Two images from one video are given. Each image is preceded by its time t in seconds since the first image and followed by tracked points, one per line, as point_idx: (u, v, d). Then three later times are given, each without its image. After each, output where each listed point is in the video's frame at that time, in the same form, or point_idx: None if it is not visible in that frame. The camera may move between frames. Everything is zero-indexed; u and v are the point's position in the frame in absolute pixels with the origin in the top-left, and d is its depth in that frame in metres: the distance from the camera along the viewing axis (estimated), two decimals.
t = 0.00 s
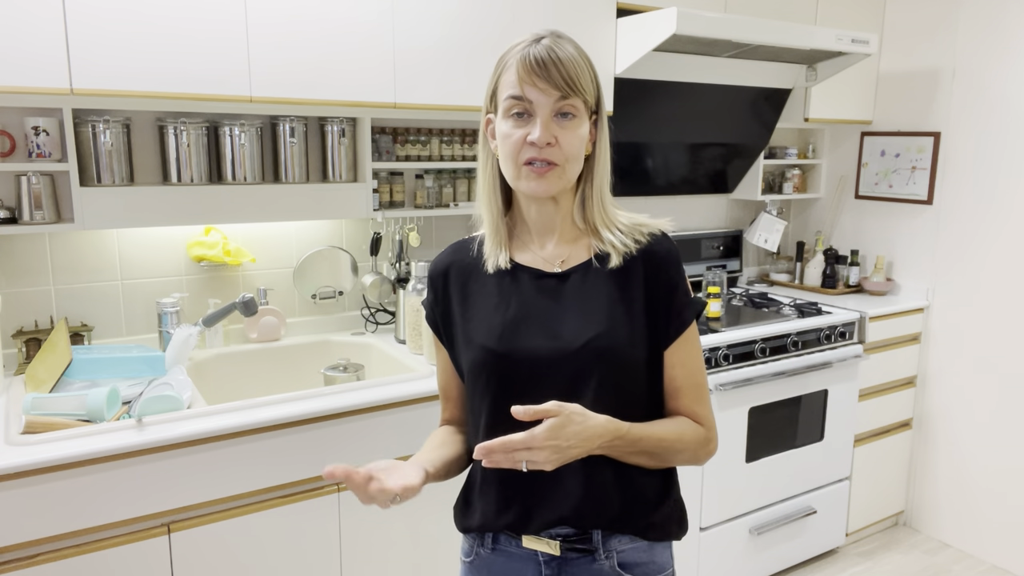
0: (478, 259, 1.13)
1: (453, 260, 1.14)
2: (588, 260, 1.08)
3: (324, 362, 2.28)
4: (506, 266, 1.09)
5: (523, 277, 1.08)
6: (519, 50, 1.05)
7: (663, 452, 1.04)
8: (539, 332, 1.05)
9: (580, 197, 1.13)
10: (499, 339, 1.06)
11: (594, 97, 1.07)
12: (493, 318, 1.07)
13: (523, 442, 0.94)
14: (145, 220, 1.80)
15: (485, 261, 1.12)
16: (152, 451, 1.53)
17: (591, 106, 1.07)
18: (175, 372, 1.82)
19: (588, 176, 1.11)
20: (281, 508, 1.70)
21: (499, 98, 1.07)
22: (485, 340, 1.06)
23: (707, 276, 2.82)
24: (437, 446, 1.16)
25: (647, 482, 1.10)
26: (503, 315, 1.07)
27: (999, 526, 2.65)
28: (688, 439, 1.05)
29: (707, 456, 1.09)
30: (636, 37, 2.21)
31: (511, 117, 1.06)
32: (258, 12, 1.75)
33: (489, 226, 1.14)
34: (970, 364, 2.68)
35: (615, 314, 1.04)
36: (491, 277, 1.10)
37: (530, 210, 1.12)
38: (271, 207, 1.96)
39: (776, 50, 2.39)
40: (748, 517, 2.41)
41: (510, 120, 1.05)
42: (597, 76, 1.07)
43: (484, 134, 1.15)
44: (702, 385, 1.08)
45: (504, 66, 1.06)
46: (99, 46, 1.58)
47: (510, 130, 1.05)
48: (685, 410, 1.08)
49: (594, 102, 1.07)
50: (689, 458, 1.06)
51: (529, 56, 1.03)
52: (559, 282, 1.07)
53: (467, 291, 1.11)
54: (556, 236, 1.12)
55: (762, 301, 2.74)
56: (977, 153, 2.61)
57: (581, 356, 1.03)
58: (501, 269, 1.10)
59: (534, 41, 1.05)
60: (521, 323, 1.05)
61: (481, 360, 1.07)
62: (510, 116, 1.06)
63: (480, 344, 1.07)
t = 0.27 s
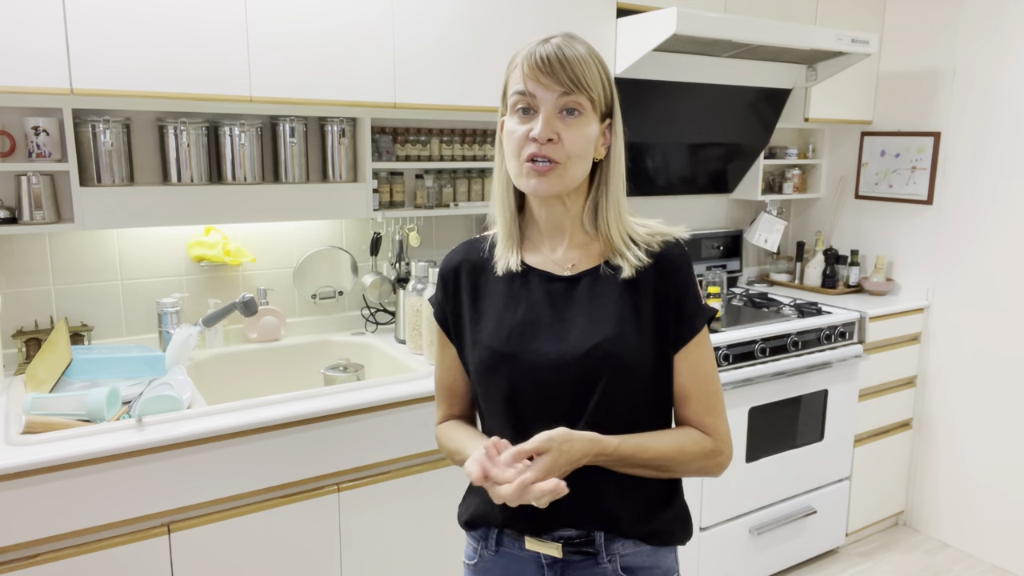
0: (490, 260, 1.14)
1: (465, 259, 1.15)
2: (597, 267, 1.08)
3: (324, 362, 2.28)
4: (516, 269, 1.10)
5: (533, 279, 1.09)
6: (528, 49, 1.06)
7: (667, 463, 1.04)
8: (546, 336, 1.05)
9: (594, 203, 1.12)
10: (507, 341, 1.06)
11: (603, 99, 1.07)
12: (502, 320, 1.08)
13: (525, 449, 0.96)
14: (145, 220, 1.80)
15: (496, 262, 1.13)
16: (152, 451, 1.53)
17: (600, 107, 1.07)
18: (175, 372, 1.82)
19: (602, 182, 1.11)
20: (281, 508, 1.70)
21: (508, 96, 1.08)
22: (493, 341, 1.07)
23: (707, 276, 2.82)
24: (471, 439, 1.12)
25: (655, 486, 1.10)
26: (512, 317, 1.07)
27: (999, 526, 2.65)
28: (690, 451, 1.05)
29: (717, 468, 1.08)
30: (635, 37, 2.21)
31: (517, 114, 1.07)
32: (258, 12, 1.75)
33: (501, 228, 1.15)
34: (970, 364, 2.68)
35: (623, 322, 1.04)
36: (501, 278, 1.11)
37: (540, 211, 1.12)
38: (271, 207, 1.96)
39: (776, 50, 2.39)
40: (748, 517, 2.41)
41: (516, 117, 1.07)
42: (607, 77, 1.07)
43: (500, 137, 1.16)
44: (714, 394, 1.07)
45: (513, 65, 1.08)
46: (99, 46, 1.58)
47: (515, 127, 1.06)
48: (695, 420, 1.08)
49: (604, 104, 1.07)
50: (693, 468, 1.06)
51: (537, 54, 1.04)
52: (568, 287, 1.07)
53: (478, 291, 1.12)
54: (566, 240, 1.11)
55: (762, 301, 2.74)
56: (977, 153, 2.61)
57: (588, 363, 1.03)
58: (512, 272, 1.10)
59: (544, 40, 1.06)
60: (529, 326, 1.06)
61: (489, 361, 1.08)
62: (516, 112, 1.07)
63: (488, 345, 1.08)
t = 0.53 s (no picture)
0: (499, 258, 1.14)
1: (474, 254, 1.15)
2: (607, 272, 1.08)
3: (324, 362, 2.29)
4: (526, 269, 1.10)
5: (542, 280, 1.09)
6: (547, 49, 1.05)
7: (669, 472, 1.04)
8: (553, 338, 1.05)
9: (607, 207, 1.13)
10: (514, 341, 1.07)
11: (620, 101, 1.07)
12: (509, 320, 1.08)
13: (536, 456, 0.97)
14: (145, 220, 1.80)
15: (505, 260, 1.13)
16: (152, 451, 1.53)
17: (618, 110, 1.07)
18: (175, 372, 1.82)
19: (617, 187, 1.11)
20: (281, 508, 1.70)
21: (524, 94, 1.08)
22: (499, 341, 1.07)
23: (707, 276, 2.82)
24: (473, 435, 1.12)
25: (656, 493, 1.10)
26: (519, 317, 1.08)
27: (999, 526, 2.65)
28: (692, 461, 1.05)
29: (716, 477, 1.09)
30: (635, 37, 2.21)
31: (533, 114, 1.07)
32: (258, 12, 1.75)
33: (511, 228, 1.15)
34: (970, 364, 2.68)
35: (631, 329, 1.04)
36: (510, 277, 1.11)
37: (552, 212, 1.12)
38: (271, 206, 1.96)
39: (776, 50, 2.39)
40: (748, 517, 2.41)
41: (532, 117, 1.07)
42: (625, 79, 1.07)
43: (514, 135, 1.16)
44: (717, 405, 1.08)
45: (530, 64, 1.07)
46: (98, 46, 1.58)
47: (531, 127, 1.06)
48: (696, 429, 1.09)
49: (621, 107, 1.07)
50: (694, 476, 1.07)
51: (555, 54, 1.04)
52: (577, 289, 1.08)
53: (486, 289, 1.13)
54: (576, 243, 1.12)
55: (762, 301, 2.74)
56: (977, 153, 2.61)
57: (594, 367, 1.03)
58: (521, 272, 1.11)
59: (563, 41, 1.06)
60: (536, 327, 1.06)
61: (494, 360, 1.08)
62: (532, 112, 1.07)
63: (495, 344, 1.08)
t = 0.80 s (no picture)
0: (486, 250, 1.12)
1: (460, 244, 1.13)
2: (597, 270, 1.08)
3: (324, 363, 2.29)
4: (518, 262, 1.10)
5: (528, 276, 1.08)
6: (599, 39, 1.07)
7: (648, 478, 1.04)
8: (535, 337, 1.05)
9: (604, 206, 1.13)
10: (496, 336, 1.06)
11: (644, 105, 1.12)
12: (491, 316, 1.07)
13: (517, 462, 0.95)
14: (145, 220, 1.80)
15: (493, 252, 1.11)
16: (152, 451, 1.53)
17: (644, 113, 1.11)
18: (175, 372, 1.82)
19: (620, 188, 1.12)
20: (280, 509, 1.70)
21: (562, 75, 1.07)
22: (480, 337, 1.06)
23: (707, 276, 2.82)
24: (448, 431, 1.12)
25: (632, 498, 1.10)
26: (501, 314, 1.07)
27: (999, 526, 2.65)
28: (671, 467, 1.06)
29: (692, 483, 1.09)
30: (636, 37, 2.21)
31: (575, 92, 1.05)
32: (257, 12, 1.74)
33: (504, 218, 1.12)
34: (970, 364, 2.68)
35: (614, 332, 1.04)
36: (496, 271, 1.10)
37: (553, 202, 1.10)
38: (271, 206, 1.96)
39: (776, 50, 2.39)
40: (748, 517, 2.41)
41: (574, 93, 1.04)
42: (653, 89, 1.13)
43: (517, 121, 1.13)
44: (695, 411, 1.09)
45: (573, 49, 1.07)
46: (97, 45, 1.58)
47: (574, 101, 1.04)
48: (674, 435, 1.09)
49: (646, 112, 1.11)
50: (673, 483, 1.07)
51: (610, 45, 1.06)
52: (562, 288, 1.07)
53: (471, 281, 1.11)
54: (568, 238, 1.11)
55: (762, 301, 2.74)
56: (977, 153, 2.61)
57: (576, 368, 1.03)
58: (511, 265, 1.10)
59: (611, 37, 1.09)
60: (519, 324, 1.06)
61: (475, 355, 1.07)
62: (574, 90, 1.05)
63: (477, 338, 1.07)
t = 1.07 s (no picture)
0: (463, 247, 1.12)
1: (437, 241, 1.13)
2: (575, 273, 1.09)
3: (324, 363, 2.29)
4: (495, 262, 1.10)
5: (504, 276, 1.08)
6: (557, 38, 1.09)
7: (614, 482, 1.04)
8: (507, 338, 1.05)
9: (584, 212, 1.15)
10: (468, 335, 1.05)
11: (618, 102, 1.11)
12: (464, 315, 1.07)
13: (490, 455, 0.95)
14: (146, 220, 1.80)
15: (470, 250, 1.12)
16: (152, 451, 1.53)
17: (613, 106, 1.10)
18: (175, 372, 1.82)
19: (599, 190, 1.13)
20: (280, 509, 1.70)
21: (526, 75, 1.09)
22: (452, 335, 1.06)
23: (708, 276, 2.82)
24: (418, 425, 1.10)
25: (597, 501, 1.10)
26: (474, 313, 1.06)
27: (1000, 525, 2.65)
28: (637, 472, 1.05)
29: (657, 491, 1.09)
30: (636, 37, 2.21)
31: (536, 89, 1.07)
32: (258, 12, 1.74)
33: (487, 220, 1.13)
34: (970, 364, 2.68)
35: (586, 337, 1.04)
36: (471, 269, 1.10)
37: (527, 203, 1.10)
38: (272, 206, 1.96)
39: (776, 50, 2.39)
40: (747, 517, 2.41)
41: (534, 91, 1.07)
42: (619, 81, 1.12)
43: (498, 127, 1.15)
44: (664, 418, 1.09)
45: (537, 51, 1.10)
46: (98, 46, 1.58)
47: (533, 98, 1.06)
48: (642, 441, 1.09)
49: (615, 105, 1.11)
50: (639, 489, 1.07)
51: (569, 41, 1.07)
52: (537, 290, 1.07)
53: (446, 279, 1.11)
54: (544, 241, 1.11)
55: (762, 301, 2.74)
56: (977, 153, 2.61)
57: (546, 371, 1.02)
58: (487, 264, 1.10)
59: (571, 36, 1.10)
60: (492, 324, 1.06)
61: (446, 354, 1.06)
62: (535, 87, 1.07)
63: (448, 337, 1.06)
